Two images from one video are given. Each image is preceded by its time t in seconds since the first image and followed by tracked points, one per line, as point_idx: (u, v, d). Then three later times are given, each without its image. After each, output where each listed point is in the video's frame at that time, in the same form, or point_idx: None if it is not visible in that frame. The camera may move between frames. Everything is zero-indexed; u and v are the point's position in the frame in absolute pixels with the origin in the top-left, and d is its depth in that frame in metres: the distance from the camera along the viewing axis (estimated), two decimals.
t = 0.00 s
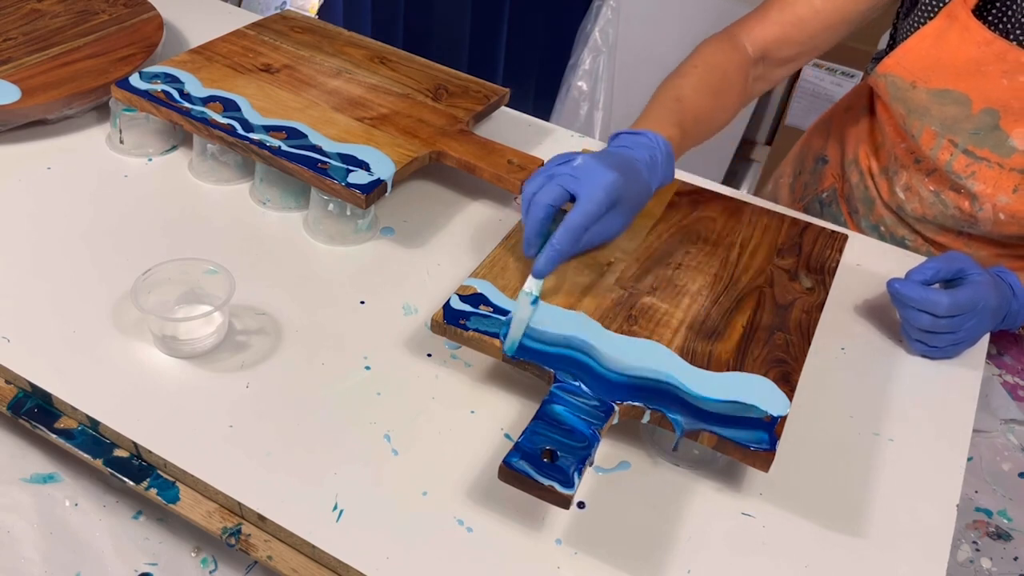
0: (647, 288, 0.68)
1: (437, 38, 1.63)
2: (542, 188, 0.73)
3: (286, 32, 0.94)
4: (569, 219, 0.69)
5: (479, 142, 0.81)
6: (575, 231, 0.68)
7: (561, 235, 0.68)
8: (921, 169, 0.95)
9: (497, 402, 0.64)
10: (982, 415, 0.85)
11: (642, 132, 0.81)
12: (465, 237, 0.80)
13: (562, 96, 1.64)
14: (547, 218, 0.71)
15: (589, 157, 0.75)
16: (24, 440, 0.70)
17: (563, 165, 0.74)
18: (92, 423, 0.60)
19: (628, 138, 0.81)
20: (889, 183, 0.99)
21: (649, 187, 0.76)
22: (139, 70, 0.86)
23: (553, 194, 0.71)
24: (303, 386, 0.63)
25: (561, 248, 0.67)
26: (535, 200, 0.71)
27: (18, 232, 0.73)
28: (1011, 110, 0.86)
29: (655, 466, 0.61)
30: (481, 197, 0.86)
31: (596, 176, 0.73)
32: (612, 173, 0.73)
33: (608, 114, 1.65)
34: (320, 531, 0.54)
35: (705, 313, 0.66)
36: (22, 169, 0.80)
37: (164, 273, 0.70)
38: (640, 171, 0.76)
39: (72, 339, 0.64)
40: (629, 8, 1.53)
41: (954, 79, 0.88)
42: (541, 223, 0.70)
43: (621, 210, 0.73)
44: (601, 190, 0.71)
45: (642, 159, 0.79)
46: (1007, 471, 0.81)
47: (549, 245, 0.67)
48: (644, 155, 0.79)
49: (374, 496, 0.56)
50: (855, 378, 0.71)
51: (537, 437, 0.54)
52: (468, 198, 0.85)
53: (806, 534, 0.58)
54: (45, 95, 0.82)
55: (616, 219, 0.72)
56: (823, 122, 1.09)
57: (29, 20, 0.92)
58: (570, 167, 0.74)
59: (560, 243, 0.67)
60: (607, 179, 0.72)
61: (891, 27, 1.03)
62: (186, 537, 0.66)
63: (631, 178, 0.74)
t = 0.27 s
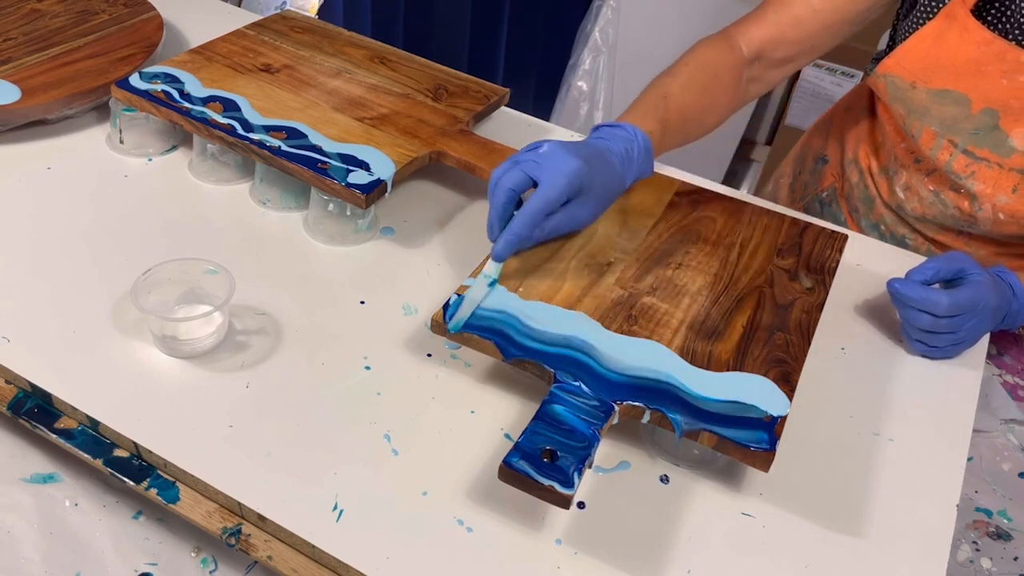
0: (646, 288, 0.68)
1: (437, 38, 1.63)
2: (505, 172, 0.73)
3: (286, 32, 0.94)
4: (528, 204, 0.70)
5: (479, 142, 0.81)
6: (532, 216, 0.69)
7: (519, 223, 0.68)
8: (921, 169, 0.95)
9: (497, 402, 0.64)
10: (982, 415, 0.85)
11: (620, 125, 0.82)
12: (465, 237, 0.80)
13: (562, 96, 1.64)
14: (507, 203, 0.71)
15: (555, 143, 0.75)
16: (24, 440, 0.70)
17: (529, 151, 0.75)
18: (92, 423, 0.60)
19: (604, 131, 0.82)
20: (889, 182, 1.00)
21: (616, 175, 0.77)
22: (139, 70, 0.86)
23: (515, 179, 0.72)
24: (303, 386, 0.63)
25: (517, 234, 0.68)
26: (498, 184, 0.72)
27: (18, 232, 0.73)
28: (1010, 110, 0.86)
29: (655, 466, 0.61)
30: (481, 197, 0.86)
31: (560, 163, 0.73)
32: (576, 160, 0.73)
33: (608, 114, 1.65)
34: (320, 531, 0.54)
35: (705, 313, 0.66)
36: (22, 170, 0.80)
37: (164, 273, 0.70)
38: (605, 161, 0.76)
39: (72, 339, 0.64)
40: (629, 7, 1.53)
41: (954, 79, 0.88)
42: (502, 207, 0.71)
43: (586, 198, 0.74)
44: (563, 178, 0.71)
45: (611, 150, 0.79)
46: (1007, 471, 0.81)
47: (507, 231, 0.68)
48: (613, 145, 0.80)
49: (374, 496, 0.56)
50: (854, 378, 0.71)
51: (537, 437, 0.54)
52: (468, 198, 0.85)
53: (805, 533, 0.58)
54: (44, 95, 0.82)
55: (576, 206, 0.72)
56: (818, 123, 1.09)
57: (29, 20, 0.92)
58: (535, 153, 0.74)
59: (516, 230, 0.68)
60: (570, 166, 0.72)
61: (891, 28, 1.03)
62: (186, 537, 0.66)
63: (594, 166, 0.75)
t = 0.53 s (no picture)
0: (647, 288, 0.68)
1: (437, 38, 1.63)
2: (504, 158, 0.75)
3: (286, 32, 0.94)
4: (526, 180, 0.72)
5: (479, 142, 0.81)
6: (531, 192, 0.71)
7: (519, 197, 0.70)
8: (922, 169, 0.95)
9: (497, 402, 0.64)
10: (982, 415, 0.85)
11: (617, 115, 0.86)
12: (464, 237, 0.80)
13: (562, 96, 1.63)
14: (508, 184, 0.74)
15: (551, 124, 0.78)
16: (24, 440, 0.70)
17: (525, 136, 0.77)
18: (92, 423, 0.60)
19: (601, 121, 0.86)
20: (889, 182, 1.00)
21: (613, 154, 0.79)
22: (139, 70, 0.86)
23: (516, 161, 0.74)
24: (303, 386, 0.63)
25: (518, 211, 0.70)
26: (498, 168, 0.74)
27: (18, 232, 0.73)
28: (1011, 110, 0.86)
29: (655, 466, 0.61)
30: (481, 197, 0.86)
31: (557, 142, 0.76)
32: (571, 137, 0.76)
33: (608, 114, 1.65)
34: (320, 531, 0.54)
35: (705, 313, 0.66)
36: (22, 170, 0.80)
37: (164, 273, 0.70)
38: (602, 140, 0.79)
39: (72, 339, 0.64)
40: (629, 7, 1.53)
41: (955, 78, 0.89)
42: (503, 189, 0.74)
43: (585, 175, 0.76)
44: (559, 154, 0.74)
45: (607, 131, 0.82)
46: (1007, 471, 0.81)
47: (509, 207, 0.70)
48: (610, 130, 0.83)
49: (374, 496, 0.56)
50: (855, 379, 0.71)
51: (538, 437, 0.54)
52: (468, 198, 0.85)
53: (805, 533, 0.58)
54: (45, 95, 0.82)
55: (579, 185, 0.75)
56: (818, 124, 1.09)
57: (29, 20, 0.92)
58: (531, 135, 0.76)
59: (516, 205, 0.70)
60: (565, 143, 0.75)
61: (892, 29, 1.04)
62: (186, 537, 0.66)
63: (589, 145, 0.78)
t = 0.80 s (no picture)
0: (647, 288, 0.68)
1: (437, 39, 1.63)
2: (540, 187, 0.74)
3: (286, 32, 0.94)
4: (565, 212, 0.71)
5: (479, 142, 0.81)
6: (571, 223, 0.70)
7: (558, 229, 0.69)
8: (922, 169, 0.95)
9: (497, 402, 0.64)
10: (982, 415, 0.85)
11: (651, 131, 0.84)
12: (465, 237, 0.80)
13: (562, 96, 1.63)
14: (546, 216, 0.72)
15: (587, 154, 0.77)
16: (24, 440, 0.70)
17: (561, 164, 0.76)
18: (92, 423, 0.60)
19: (638, 138, 0.84)
20: (889, 182, 1.00)
21: (654, 181, 0.78)
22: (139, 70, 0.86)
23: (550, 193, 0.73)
24: (303, 386, 0.63)
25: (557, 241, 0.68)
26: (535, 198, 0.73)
27: (18, 232, 0.73)
28: (1012, 112, 0.86)
29: (655, 466, 0.61)
30: (481, 197, 0.86)
31: (595, 173, 0.74)
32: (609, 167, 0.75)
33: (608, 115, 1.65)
34: (320, 532, 0.54)
35: (705, 313, 0.66)
36: (22, 170, 0.80)
37: (164, 273, 0.70)
38: (642, 166, 0.78)
39: (72, 339, 0.64)
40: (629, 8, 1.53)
41: (957, 79, 0.89)
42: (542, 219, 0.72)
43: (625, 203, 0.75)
44: (597, 185, 0.73)
45: (644, 154, 0.80)
46: (1006, 471, 0.81)
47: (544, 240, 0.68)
48: (647, 151, 0.81)
49: (374, 496, 0.56)
50: (855, 379, 0.71)
51: (538, 437, 0.54)
52: (468, 198, 0.85)
53: (806, 534, 0.58)
54: (45, 95, 0.82)
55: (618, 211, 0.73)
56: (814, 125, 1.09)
57: (29, 20, 0.92)
58: (567, 167, 0.76)
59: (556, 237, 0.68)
60: (603, 172, 0.74)
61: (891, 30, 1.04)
62: (186, 537, 0.66)
63: (630, 172, 0.76)
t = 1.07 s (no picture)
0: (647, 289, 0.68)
1: (437, 39, 1.63)
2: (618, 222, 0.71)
3: (286, 32, 0.94)
4: (648, 251, 0.68)
5: (480, 142, 0.81)
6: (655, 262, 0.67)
7: (644, 269, 0.66)
8: (923, 169, 0.95)
9: (497, 402, 0.64)
10: (982, 415, 0.85)
11: (709, 154, 0.82)
12: (465, 237, 0.80)
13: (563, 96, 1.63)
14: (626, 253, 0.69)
15: (660, 186, 0.74)
16: (24, 440, 0.70)
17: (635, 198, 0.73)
18: (92, 423, 0.60)
19: (692, 162, 0.82)
20: (890, 183, 0.99)
21: (727, 209, 0.76)
22: (139, 70, 0.86)
23: (631, 228, 0.69)
24: (303, 386, 0.63)
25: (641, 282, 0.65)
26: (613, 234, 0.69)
27: (18, 232, 0.73)
28: (1016, 111, 0.86)
29: (655, 466, 0.61)
30: (481, 197, 0.86)
31: (675, 207, 0.72)
32: (687, 200, 0.72)
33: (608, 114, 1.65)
34: (320, 532, 0.54)
35: (705, 313, 0.66)
36: (22, 170, 0.80)
37: (164, 273, 0.70)
38: (715, 195, 0.76)
39: (72, 339, 0.64)
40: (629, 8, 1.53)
41: (960, 78, 0.89)
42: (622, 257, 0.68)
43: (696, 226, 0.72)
44: (681, 221, 0.71)
45: (710, 180, 0.78)
46: (1007, 471, 0.81)
47: (627, 279, 0.65)
48: (712, 176, 0.79)
49: (374, 496, 0.56)
50: (854, 379, 0.71)
51: (538, 437, 0.54)
52: (468, 198, 0.85)
53: (806, 534, 0.58)
54: (45, 96, 0.82)
55: (697, 244, 0.71)
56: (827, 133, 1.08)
57: (29, 20, 0.92)
58: (643, 200, 0.73)
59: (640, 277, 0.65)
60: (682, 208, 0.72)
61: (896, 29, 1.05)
62: (186, 537, 0.66)
63: (710, 203, 0.74)
